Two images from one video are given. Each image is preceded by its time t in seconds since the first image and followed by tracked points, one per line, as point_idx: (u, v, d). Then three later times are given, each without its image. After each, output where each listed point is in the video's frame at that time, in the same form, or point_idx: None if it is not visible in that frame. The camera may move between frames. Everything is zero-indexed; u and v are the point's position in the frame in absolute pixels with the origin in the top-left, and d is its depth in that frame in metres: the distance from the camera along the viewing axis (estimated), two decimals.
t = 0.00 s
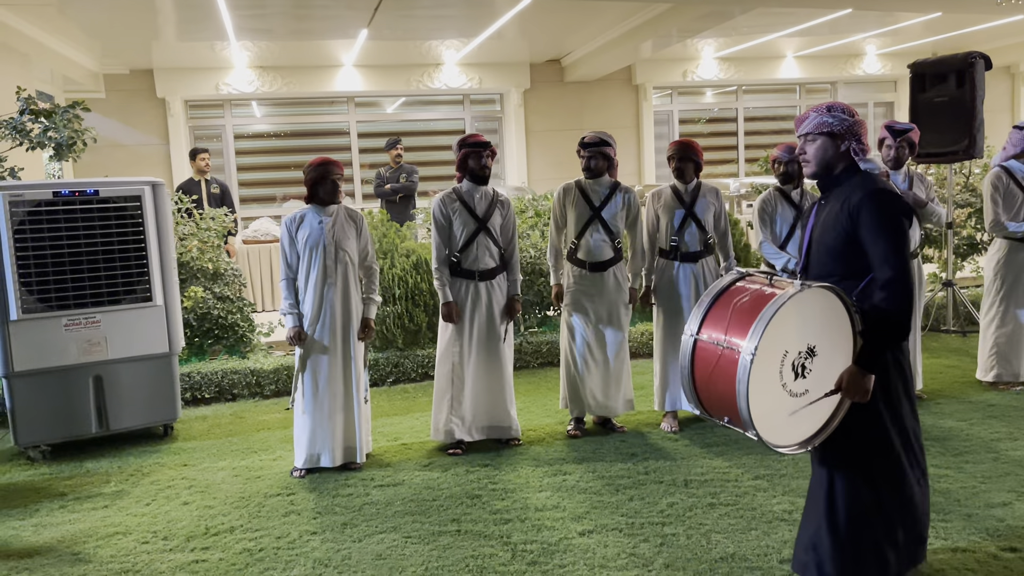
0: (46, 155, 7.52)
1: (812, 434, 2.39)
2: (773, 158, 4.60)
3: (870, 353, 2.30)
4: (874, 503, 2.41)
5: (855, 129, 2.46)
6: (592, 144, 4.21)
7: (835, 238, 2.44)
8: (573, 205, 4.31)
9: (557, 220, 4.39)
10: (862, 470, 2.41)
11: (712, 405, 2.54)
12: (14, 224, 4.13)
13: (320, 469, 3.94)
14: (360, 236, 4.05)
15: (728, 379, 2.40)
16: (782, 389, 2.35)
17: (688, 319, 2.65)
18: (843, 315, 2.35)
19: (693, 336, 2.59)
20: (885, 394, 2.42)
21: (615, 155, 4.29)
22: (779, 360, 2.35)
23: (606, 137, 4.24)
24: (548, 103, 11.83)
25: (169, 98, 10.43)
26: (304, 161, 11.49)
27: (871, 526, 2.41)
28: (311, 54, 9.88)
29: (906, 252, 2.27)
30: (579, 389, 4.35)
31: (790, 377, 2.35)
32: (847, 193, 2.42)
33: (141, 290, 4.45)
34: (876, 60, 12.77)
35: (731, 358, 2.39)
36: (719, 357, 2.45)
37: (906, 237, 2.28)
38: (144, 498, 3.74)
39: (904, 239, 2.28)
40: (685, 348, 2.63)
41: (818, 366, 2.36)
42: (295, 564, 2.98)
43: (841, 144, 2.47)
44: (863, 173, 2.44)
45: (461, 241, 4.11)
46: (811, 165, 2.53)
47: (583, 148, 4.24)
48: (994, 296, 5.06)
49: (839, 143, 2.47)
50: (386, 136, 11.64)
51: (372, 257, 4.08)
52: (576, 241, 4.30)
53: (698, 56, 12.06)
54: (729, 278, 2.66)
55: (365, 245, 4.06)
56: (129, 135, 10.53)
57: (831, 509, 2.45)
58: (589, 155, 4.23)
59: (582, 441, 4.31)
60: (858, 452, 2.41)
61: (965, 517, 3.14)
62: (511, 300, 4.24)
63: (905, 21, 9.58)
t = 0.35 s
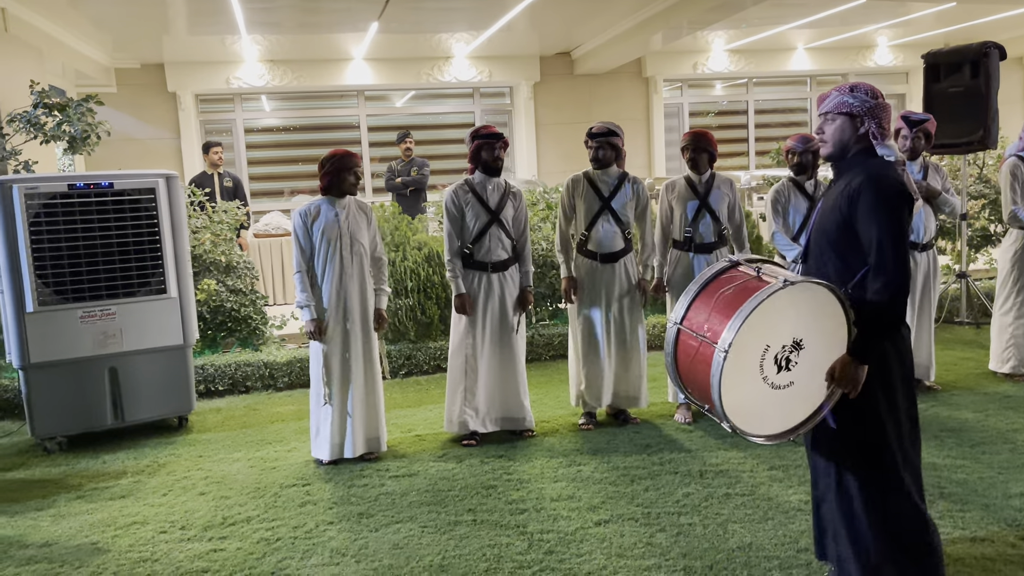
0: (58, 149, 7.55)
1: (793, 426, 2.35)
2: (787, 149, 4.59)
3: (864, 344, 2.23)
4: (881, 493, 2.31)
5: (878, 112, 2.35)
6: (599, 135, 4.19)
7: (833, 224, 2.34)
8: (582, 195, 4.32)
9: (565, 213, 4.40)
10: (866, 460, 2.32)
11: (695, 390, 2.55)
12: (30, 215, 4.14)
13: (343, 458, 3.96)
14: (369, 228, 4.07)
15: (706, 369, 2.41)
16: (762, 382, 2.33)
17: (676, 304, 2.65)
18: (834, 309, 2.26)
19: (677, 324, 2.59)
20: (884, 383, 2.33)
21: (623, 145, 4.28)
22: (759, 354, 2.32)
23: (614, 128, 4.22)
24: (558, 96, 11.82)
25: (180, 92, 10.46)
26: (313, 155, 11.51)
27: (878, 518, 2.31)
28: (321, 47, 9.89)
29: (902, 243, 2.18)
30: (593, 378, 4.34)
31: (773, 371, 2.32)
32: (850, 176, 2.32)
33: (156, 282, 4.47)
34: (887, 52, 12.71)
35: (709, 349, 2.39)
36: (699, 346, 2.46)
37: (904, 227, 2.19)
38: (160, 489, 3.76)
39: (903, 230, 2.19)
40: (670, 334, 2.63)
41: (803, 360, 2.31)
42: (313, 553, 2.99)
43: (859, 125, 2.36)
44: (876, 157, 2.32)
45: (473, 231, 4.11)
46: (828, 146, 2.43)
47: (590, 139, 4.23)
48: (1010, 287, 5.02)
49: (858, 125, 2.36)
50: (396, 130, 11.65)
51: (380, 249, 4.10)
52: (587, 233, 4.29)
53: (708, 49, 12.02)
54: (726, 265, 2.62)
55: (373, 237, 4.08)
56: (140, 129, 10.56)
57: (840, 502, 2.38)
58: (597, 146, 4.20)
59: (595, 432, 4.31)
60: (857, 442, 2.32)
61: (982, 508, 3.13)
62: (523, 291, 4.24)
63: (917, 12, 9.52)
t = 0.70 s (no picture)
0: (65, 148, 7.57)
1: (794, 434, 2.31)
2: (794, 147, 4.58)
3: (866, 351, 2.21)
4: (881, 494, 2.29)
5: (870, 111, 2.31)
6: (600, 133, 4.19)
7: (834, 229, 2.33)
8: (583, 194, 4.31)
9: (564, 214, 4.36)
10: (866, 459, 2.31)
11: (693, 396, 2.51)
12: (37, 217, 4.15)
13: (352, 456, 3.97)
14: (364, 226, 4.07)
15: (704, 374, 2.37)
16: (762, 387, 2.29)
17: (675, 309, 2.60)
18: (838, 314, 2.23)
19: (676, 328, 2.55)
20: (889, 391, 2.32)
21: (623, 143, 4.28)
22: (759, 358, 2.29)
23: (614, 125, 4.22)
24: (563, 94, 11.81)
25: (186, 91, 10.48)
26: (319, 154, 11.53)
27: (880, 522, 2.28)
28: (326, 46, 9.89)
29: (905, 248, 2.18)
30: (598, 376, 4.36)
31: (773, 376, 2.29)
32: (852, 180, 2.31)
33: (163, 281, 4.48)
34: (893, 48, 12.66)
35: (708, 354, 2.35)
36: (697, 351, 2.42)
37: (906, 232, 2.19)
38: (169, 488, 3.77)
39: (905, 235, 2.19)
40: (668, 339, 2.59)
41: (805, 365, 2.28)
42: (321, 552, 3.00)
43: (854, 127, 2.34)
44: (876, 158, 2.30)
45: (478, 230, 4.11)
46: (827, 151, 2.41)
47: (590, 137, 4.23)
48: (1017, 283, 5.01)
49: (852, 126, 2.34)
50: (401, 128, 11.65)
51: (375, 247, 4.11)
52: (590, 232, 4.29)
53: (714, 46, 11.99)
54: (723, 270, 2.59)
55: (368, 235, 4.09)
56: (147, 128, 10.60)
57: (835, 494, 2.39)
58: (597, 145, 4.21)
59: (602, 431, 4.31)
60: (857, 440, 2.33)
61: (991, 506, 3.12)
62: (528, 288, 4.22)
63: (924, 8, 9.47)
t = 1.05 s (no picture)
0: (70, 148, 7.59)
1: (803, 440, 2.32)
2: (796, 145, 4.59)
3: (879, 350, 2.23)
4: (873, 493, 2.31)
5: (855, 114, 2.31)
6: (601, 132, 4.19)
7: (835, 234, 2.34)
8: (585, 193, 4.33)
9: (567, 213, 4.37)
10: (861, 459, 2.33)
11: (703, 405, 2.49)
12: (42, 216, 4.16)
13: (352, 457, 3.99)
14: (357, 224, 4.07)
15: (716, 383, 2.35)
16: (774, 393, 2.28)
17: (680, 318, 2.59)
18: (845, 315, 2.24)
19: (683, 338, 2.55)
20: (896, 399, 2.33)
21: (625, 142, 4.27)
22: (770, 364, 2.27)
23: (616, 124, 4.22)
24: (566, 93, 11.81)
25: (189, 91, 10.51)
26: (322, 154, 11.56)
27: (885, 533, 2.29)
28: (329, 46, 9.91)
29: (909, 251, 2.19)
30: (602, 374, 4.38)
31: (784, 381, 2.27)
32: (848, 185, 2.32)
33: (167, 281, 4.50)
34: (896, 47, 12.66)
35: (720, 362, 2.33)
36: (708, 359, 2.40)
37: (909, 234, 2.19)
38: (173, 487, 3.78)
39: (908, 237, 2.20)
40: (676, 349, 2.58)
41: (814, 368, 2.28)
42: (325, 551, 3.00)
43: (843, 132, 2.34)
44: (870, 160, 2.30)
45: (481, 230, 4.11)
46: (818, 158, 2.41)
47: (592, 136, 4.23)
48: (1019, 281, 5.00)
49: (841, 131, 2.34)
50: (404, 128, 11.67)
51: (367, 245, 4.12)
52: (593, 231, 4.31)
53: (717, 45, 12.00)
54: (730, 276, 2.59)
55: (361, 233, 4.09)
56: (149, 128, 10.62)
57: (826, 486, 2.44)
58: (599, 143, 4.21)
59: (605, 430, 4.32)
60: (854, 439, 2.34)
61: (994, 504, 3.12)
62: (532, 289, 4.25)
63: (927, 7, 9.47)
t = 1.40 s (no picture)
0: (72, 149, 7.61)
1: (811, 438, 2.34)
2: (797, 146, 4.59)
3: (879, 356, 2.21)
4: (881, 491, 2.30)
5: (860, 115, 2.32)
6: (603, 133, 4.20)
7: (838, 234, 2.35)
8: (587, 195, 4.33)
9: (569, 215, 4.36)
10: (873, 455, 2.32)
11: (708, 406, 2.50)
12: (46, 218, 4.18)
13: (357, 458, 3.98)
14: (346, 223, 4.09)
15: (724, 383, 2.36)
16: (780, 393, 2.30)
17: (686, 319, 2.60)
18: (848, 314, 2.25)
19: (689, 339, 2.54)
20: (904, 394, 2.32)
21: (626, 143, 4.28)
22: (777, 364, 2.30)
23: (617, 126, 4.23)
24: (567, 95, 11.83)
25: (192, 93, 10.53)
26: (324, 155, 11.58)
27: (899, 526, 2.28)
28: (331, 48, 9.95)
29: (909, 250, 2.19)
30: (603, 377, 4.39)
31: (790, 381, 2.30)
32: (850, 186, 2.33)
33: (170, 282, 4.51)
34: (897, 48, 12.68)
35: (727, 362, 2.34)
36: (715, 359, 2.41)
37: (909, 234, 2.19)
38: (177, 487, 3.79)
39: (909, 237, 2.20)
40: (681, 350, 2.58)
41: (819, 368, 2.30)
42: (328, 551, 3.01)
43: (846, 133, 2.35)
44: (873, 161, 2.31)
45: (484, 232, 4.13)
46: (820, 158, 2.42)
47: (593, 137, 4.23)
48: (1019, 282, 5.01)
49: (844, 132, 2.35)
50: (405, 129, 11.69)
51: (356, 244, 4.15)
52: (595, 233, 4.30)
53: (718, 46, 12.02)
54: (733, 275, 2.61)
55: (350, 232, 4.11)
56: (152, 130, 10.64)
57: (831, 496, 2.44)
58: (600, 145, 4.22)
59: (607, 431, 4.33)
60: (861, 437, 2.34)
61: (996, 505, 3.13)
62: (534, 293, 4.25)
63: (927, 9, 9.49)
